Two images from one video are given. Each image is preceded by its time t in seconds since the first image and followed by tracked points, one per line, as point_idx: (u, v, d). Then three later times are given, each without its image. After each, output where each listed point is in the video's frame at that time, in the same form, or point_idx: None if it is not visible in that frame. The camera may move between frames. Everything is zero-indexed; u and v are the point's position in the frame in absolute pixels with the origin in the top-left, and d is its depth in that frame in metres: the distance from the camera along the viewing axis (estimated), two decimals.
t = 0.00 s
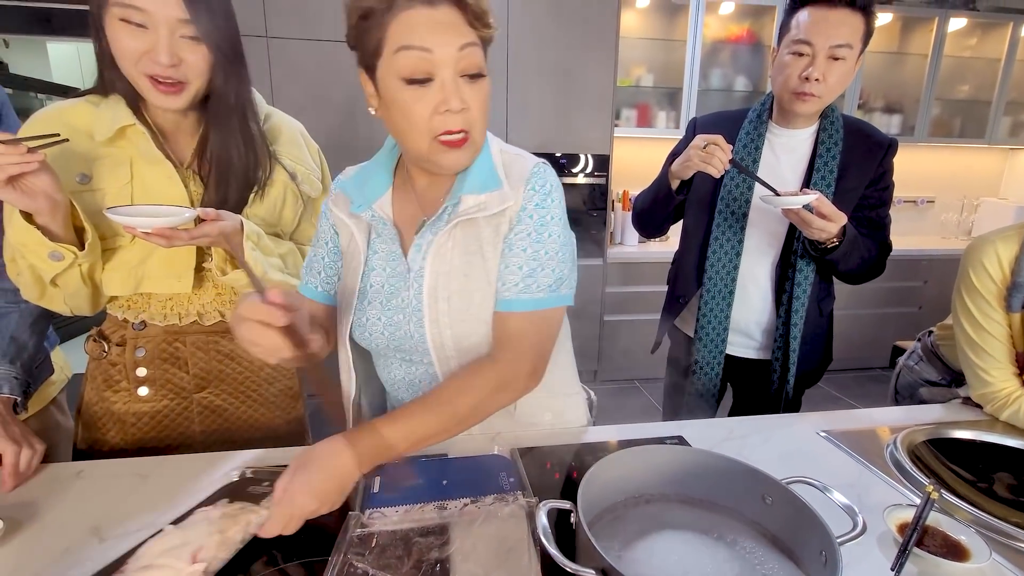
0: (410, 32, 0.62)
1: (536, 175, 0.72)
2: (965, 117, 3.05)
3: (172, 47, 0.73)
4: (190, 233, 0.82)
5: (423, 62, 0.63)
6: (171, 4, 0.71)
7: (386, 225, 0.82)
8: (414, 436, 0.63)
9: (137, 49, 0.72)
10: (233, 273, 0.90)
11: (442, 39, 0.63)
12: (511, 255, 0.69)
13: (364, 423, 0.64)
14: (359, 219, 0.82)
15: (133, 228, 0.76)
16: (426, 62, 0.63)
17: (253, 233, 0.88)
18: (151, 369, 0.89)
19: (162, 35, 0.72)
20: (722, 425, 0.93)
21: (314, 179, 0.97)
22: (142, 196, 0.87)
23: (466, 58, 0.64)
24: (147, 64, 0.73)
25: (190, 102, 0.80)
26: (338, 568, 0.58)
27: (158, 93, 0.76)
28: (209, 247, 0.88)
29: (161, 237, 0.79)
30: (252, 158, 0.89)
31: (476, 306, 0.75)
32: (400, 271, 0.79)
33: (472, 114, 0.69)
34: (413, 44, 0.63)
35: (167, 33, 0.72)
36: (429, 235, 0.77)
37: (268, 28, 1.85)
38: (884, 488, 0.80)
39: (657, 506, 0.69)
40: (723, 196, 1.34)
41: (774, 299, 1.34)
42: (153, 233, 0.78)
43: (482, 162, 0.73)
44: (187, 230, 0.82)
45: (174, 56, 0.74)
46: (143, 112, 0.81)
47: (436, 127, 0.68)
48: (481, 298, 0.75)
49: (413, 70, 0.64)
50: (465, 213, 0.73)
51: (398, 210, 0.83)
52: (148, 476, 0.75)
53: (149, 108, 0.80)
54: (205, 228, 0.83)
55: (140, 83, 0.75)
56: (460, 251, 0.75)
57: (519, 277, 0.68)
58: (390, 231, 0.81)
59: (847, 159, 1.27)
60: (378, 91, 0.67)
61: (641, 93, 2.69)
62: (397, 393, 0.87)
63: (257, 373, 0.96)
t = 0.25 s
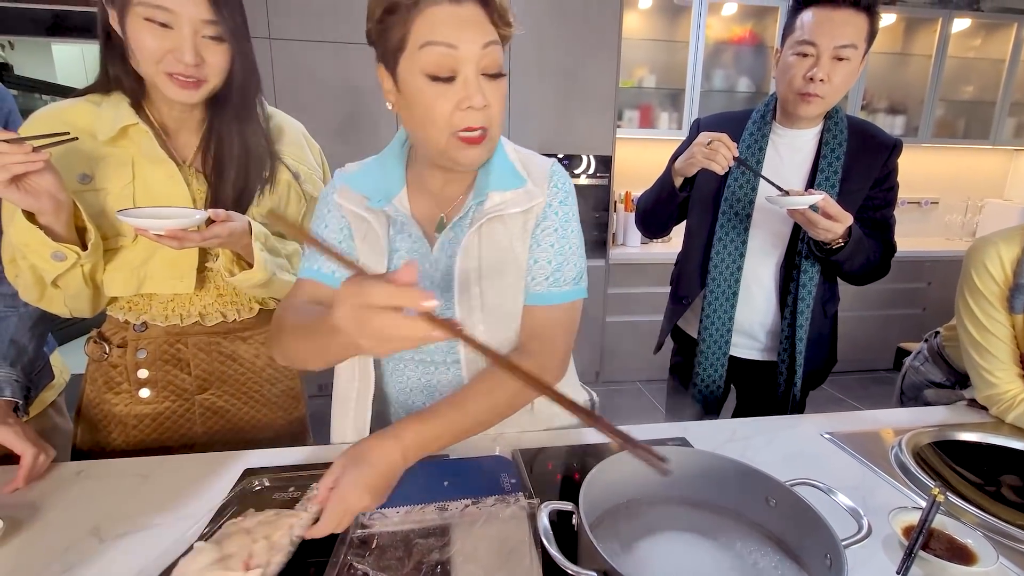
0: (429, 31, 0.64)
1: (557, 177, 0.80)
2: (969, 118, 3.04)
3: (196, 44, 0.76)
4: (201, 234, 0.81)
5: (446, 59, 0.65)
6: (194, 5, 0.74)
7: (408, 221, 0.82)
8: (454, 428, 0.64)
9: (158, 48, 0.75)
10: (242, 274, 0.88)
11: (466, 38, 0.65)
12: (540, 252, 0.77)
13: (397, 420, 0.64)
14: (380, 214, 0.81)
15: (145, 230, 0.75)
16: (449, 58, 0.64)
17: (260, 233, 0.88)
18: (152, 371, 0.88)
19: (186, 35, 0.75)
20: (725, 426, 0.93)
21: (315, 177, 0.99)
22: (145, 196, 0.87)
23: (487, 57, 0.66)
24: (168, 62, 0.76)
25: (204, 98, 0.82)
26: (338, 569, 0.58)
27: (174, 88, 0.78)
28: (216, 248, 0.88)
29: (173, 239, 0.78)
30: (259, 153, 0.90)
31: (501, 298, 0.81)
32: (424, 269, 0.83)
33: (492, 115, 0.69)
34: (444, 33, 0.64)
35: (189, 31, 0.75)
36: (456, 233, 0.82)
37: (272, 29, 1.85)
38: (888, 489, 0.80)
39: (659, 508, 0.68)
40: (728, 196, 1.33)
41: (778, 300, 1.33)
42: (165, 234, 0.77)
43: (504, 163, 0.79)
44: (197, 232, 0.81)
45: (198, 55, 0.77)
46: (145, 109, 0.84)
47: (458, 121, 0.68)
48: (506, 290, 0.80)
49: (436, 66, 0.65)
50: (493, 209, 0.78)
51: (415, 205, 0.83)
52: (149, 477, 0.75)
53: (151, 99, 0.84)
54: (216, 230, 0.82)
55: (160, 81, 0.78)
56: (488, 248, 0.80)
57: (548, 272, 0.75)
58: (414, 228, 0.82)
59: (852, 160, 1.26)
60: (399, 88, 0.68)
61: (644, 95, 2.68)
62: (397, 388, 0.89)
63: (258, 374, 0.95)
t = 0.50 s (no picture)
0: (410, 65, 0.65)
1: (581, 191, 0.85)
2: (975, 117, 3.02)
3: (203, 48, 0.77)
4: (211, 234, 0.82)
5: (414, 103, 0.67)
6: (203, 8, 0.75)
7: (426, 224, 0.84)
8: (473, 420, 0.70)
9: (166, 51, 0.75)
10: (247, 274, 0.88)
11: (434, 85, 0.65)
12: (565, 260, 0.83)
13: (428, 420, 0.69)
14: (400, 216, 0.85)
15: (154, 228, 0.76)
16: (419, 103, 0.67)
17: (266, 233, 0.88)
18: (152, 372, 0.89)
19: (194, 37, 0.76)
20: (728, 426, 0.92)
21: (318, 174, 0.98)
22: (147, 195, 0.87)
23: (457, 103, 0.66)
24: (177, 67, 0.77)
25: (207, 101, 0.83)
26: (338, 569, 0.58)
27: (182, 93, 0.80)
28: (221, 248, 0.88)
29: (182, 238, 0.79)
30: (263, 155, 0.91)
31: (522, 303, 0.84)
32: (443, 271, 0.84)
33: (469, 153, 0.71)
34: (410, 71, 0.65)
35: (198, 35, 0.76)
36: (479, 239, 0.83)
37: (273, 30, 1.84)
38: (893, 490, 0.79)
39: (661, 508, 0.68)
40: (731, 196, 1.32)
41: (782, 301, 1.33)
42: (175, 233, 0.78)
43: (532, 172, 0.82)
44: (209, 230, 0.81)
45: (205, 59, 0.78)
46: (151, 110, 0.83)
47: (434, 157, 0.71)
48: (527, 296, 0.83)
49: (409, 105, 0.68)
50: (519, 218, 0.82)
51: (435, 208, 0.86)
52: (150, 476, 0.75)
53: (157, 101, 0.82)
54: (225, 229, 0.83)
55: (167, 87, 0.79)
56: (514, 254, 0.83)
57: (574, 280, 0.82)
58: (433, 230, 0.84)
59: (855, 159, 1.25)
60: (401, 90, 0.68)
61: (647, 95, 2.67)
62: (404, 387, 0.89)
63: (258, 375, 0.96)
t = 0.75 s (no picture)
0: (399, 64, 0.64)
1: (580, 191, 0.82)
2: (978, 117, 3.01)
3: (201, 50, 0.77)
4: (204, 235, 0.81)
5: (402, 101, 0.67)
6: (202, 9, 0.74)
7: (420, 223, 0.86)
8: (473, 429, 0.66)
9: (164, 52, 0.75)
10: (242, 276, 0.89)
11: (419, 84, 0.65)
12: (567, 265, 0.80)
13: (444, 421, 0.67)
14: (393, 216, 0.87)
15: (148, 229, 0.76)
16: (405, 101, 0.66)
17: (264, 236, 0.88)
18: (151, 372, 0.89)
19: (192, 41, 0.76)
20: (730, 427, 0.92)
21: (320, 175, 0.95)
22: (149, 196, 0.88)
23: (443, 101, 0.66)
24: (175, 70, 0.77)
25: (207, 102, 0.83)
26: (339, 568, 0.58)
27: (181, 92, 0.79)
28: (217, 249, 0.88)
29: (176, 239, 0.78)
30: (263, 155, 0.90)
31: (519, 306, 0.83)
32: (436, 269, 0.84)
33: (458, 152, 0.71)
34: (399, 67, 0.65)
35: (197, 38, 0.76)
36: (471, 239, 0.82)
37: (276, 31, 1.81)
38: (896, 491, 0.79)
39: (663, 508, 0.68)
40: (733, 197, 1.32)
41: (785, 300, 1.33)
42: (169, 234, 0.78)
43: (530, 171, 0.80)
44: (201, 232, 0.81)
45: (204, 60, 0.77)
46: (153, 111, 0.83)
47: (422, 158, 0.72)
48: (524, 298, 0.83)
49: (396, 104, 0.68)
50: (513, 220, 0.80)
51: (432, 208, 0.87)
52: (151, 475, 0.75)
53: (160, 102, 0.82)
54: (219, 231, 0.83)
55: (168, 85, 0.79)
56: (507, 255, 0.81)
57: (582, 287, 0.79)
58: (424, 229, 0.86)
59: (857, 159, 1.25)
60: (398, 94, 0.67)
61: (649, 94, 2.67)
62: (410, 384, 0.91)
63: (257, 376, 0.95)
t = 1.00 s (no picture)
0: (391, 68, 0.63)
1: (579, 188, 0.80)
2: (983, 115, 3.00)
3: (201, 52, 0.76)
4: (199, 239, 0.80)
5: (391, 106, 0.65)
6: (202, 11, 0.73)
7: (420, 227, 0.86)
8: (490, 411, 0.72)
9: (165, 55, 0.74)
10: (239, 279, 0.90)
11: (408, 88, 0.63)
12: (575, 267, 0.79)
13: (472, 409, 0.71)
14: (395, 220, 0.88)
15: (143, 233, 0.74)
16: (395, 106, 0.65)
17: (260, 240, 0.89)
18: (155, 372, 0.90)
19: (192, 43, 0.74)
20: (732, 427, 0.92)
21: (321, 179, 0.97)
22: (153, 198, 0.88)
23: (431, 103, 0.64)
24: (176, 71, 0.76)
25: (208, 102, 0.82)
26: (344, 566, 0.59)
27: (180, 93, 0.78)
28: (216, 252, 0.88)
29: (171, 242, 0.77)
30: (265, 155, 0.91)
31: (522, 308, 0.82)
32: (437, 270, 0.84)
33: (450, 155, 0.69)
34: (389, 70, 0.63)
35: (197, 40, 0.74)
36: (470, 240, 0.82)
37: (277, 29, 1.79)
38: (901, 491, 0.79)
39: (667, 508, 0.68)
40: (735, 198, 1.32)
41: (788, 301, 1.32)
42: (163, 238, 0.76)
43: (526, 171, 0.80)
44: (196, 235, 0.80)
45: (203, 62, 0.76)
46: (157, 112, 0.86)
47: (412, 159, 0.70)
48: (527, 300, 0.82)
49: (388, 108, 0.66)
50: (509, 221, 0.79)
51: (434, 211, 0.87)
52: (156, 475, 0.75)
53: (164, 104, 0.86)
54: (214, 235, 0.82)
55: (169, 87, 0.78)
56: (504, 257, 0.81)
57: (593, 290, 0.78)
58: (424, 233, 0.86)
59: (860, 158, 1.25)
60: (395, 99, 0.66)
61: (652, 94, 2.67)
62: (420, 385, 0.91)
63: (260, 377, 0.96)
